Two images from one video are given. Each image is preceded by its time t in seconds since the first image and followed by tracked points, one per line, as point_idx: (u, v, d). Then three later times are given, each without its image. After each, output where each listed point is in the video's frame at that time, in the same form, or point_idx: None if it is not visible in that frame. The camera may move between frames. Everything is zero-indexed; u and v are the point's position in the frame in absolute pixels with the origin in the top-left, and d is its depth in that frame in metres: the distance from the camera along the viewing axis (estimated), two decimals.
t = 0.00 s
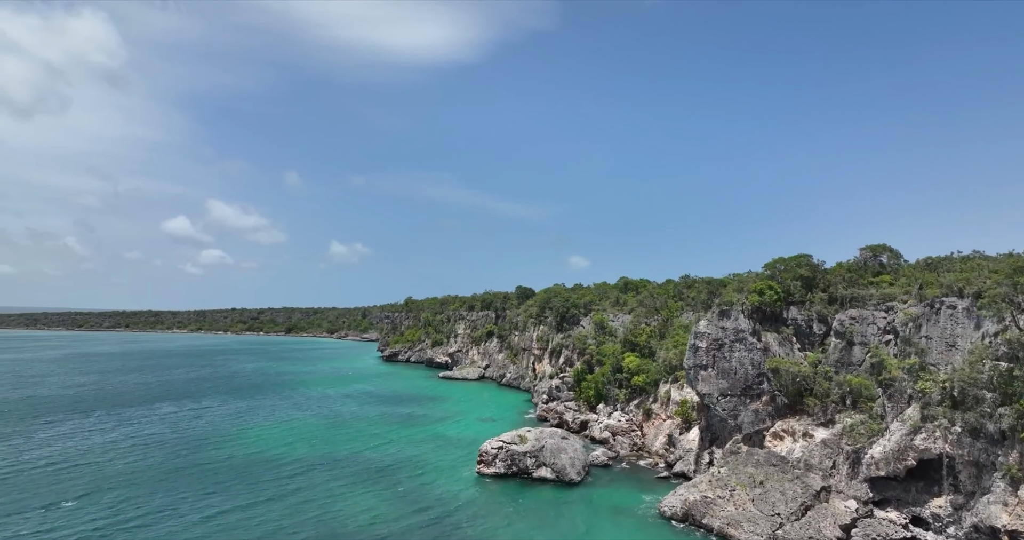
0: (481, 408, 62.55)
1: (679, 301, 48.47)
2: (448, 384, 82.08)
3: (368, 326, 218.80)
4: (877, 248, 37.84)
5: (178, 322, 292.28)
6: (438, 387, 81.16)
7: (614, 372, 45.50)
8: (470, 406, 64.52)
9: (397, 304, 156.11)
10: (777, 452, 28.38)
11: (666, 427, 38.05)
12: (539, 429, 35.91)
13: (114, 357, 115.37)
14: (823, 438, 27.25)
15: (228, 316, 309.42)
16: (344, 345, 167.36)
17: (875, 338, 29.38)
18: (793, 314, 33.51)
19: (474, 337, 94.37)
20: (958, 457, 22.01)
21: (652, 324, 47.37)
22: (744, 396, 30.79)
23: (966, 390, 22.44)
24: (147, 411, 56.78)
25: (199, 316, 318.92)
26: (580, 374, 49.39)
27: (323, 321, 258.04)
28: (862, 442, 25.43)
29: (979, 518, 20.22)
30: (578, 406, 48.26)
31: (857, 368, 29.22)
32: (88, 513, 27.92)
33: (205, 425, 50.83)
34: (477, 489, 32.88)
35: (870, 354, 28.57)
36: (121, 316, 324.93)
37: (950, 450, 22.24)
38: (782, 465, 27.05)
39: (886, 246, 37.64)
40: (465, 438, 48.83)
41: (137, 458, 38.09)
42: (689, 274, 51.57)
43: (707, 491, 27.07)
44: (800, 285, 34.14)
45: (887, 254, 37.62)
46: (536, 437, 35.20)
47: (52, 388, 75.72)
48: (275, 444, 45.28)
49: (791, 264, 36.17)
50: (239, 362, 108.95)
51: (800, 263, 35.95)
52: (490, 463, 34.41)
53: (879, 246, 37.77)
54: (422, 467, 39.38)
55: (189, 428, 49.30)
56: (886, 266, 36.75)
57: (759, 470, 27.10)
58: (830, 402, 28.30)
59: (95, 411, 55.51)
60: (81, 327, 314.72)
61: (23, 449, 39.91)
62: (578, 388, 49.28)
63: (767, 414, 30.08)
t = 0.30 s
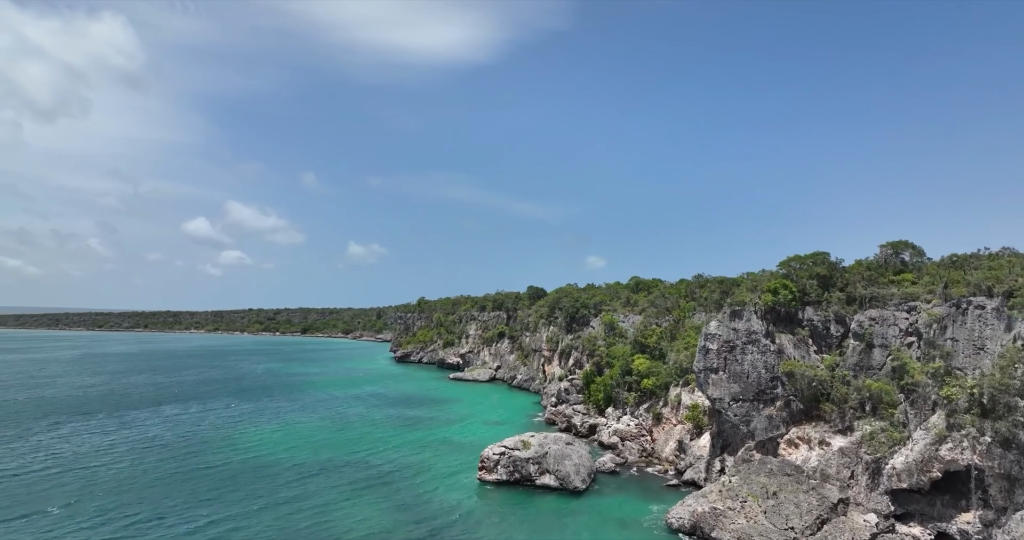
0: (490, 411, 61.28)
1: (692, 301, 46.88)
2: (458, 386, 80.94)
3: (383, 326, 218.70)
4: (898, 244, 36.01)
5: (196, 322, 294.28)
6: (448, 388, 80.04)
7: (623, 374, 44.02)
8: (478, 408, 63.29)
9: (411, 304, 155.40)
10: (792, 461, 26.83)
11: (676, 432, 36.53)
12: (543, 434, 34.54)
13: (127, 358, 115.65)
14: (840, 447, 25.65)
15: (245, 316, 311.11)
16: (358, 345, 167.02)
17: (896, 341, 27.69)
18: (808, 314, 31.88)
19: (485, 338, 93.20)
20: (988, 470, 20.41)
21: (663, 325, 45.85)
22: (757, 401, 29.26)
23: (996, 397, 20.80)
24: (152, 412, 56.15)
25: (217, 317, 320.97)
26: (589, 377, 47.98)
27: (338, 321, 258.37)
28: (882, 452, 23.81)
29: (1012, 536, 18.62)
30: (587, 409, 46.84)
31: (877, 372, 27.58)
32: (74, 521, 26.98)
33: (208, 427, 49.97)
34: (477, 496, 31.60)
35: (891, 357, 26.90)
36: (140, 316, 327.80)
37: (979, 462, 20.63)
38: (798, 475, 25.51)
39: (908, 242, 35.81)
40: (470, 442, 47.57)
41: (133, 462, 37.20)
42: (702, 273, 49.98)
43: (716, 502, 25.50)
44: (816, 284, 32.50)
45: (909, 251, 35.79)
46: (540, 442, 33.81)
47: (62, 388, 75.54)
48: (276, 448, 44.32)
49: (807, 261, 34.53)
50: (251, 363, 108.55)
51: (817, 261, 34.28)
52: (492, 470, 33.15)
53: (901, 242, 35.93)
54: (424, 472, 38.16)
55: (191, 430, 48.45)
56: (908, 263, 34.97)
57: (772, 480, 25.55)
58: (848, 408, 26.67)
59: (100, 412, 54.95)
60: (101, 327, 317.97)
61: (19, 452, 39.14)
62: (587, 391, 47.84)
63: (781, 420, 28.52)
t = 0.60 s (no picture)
0: (499, 413, 60.01)
1: (704, 301, 45.29)
2: (468, 388, 79.77)
3: (398, 327, 218.41)
4: (922, 240, 34.17)
5: (213, 322, 295.96)
6: (458, 391, 78.90)
7: (633, 377, 42.54)
8: (487, 411, 62.06)
9: (424, 304, 154.59)
10: (809, 471, 25.27)
11: (687, 438, 35.00)
12: (547, 440, 33.17)
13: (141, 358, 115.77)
14: (860, 456, 24.04)
15: (261, 317, 312.37)
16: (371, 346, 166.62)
17: (920, 343, 25.99)
18: (826, 315, 30.25)
19: (496, 339, 91.94)
20: None
21: (674, 326, 44.30)
22: (770, 407, 27.73)
23: None
24: (156, 412, 55.46)
25: (234, 318, 322.75)
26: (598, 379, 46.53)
27: (353, 321, 258.54)
28: (905, 463, 22.18)
29: None
30: (596, 413, 45.38)
31: (899, 377, 25.93)
32: (59, 532, 26.04)
33: (209, 428, 49.09)
34: (477, 504, 30.27)
35: (915, 361, 25.23)
36: (158, 317, 330.25)
37: (1014, 476, 19.02)
38: (815, 487, 23.96)
39: (932, 238, 33.96)
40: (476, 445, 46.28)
41: (128, 467, 36.31)
42: (715, 272, 48.35)
43: (726, 515, 23.86)
44: (834, 283, 30.84)
45: (933, 247, 33.94)
46: (543, 447, 32.43)
47: (72, 389, 75.30)
48: (277, 449, 43.34)
49: (824, 259, 32.87)
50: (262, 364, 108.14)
51: (835, 259, 32.61)
52: (494, 477, 31.89)
53: (925, 238, 34.10)
54: (425, 476, 36.90)
55: (193, 431, 47.59)
56: (932, 261, 33.15)
57: (787, 492, 23.98)
58: (867, 415, 25.05)
59: (104, 414, 54.35)
60: (120, 327, 320.69)
61: (15, 456, 38.38)
62: (596, 394, 46.41)
63: (796, 427, 26.96)
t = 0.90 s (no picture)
0: (509, 415, 58.73)
1: (719, 301, 43.64)
2: (481, 389, 78.57)
3: (413, 327, 218.01)
4: (949, 235, 32.32)
5: (231, 322, 297.81)
6: (469, 392, 77.77)
7: (644, 379, 41.03)
8: (498, 413, 60.81)
9: (439, 303, 153.56)
10: (828, 482, 23.67)
11: (700, 443, 33.46)
12: (552, 444, 31.77)
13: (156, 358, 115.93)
14: (883, 466, 22.41)
15: (280, 317, 313.68)
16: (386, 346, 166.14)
17: (948, 345, 24.28)
18: (846, 315, 28.57)
19: (509, 339, 90.61)
20: None
21: (687, 327, 42.72)
22: (787, 412, 26.10)
23: None
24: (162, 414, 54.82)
25: (252, 318, 324.63)
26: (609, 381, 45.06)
27: (369, 321, 258.67)
28: (932, 475, 20.53)
29: None
30: (607, 416, 43.90)
31: (926, 381, 24.24)
32: None
33: (213, 430, 48.27)
34: (479, 513, 29.00)
35: (943, 364, 23.53)
36: (178, 317, 332.98)
37: None
38: (834, 500, 22.35)
39: (961, 233, 32.09)
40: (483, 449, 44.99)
41: (126, 471, 35.51)
42: (731, 270, 46.64)
43: (739, 528, 22.23)
44: (855, 281, 29.13)
45: (961, 242, 32.07)
46: (548, 453, 31.07)
47: (83, 389, 75.15)
48: (279, 452, 42.40)
49: (844, 256, 31.19)
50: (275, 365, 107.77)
51: (856, 255, 30.91)
52: (496, 484, 30.61)
53: (952, 233, 32.25)
54: (428, 481, 35.68)
55: (196, 433, 46.78)
56: (960, 257, 31.31)
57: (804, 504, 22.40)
58: (891, 422, 23.39)
59: (110, 416, 53.84)
60: (141, 327, 323.72)
61: (13, 459, 37.76)
62: (608, 397, 44.95)
63: (814, 434, 25.37)
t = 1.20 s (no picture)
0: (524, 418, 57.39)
1: (738, 300, 41.94)
2: (497, 391, 77.31)
3: (433, 327, 217.52)
4: (984, 229, 30.38)
5: (254, 323, 299.95)
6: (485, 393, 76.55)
7: (660, 381, 39.50)
8: (512, 415, 59.52)
9: (458, 303, 152.66)
10: (855, 494, 22.05)
11: (719, 449, 31.89)
12: (562, 450, 30.40)
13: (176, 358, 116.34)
14: (914, 478, 20.75)
15: (302, 317, 315.43)
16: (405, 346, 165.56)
17: (986, 347, 22.55)
18: (874, 314, 26.84)
19: (527, 339, 89.28)
20: None
21: (706, 327, 41.10)
22: (809, 418, 24.48)
23: None
24: (173, 415, 54.29)
25: (275, 318, 326.77)
26: (625, 383, 43.55)
27: (390, 321, 258.80)
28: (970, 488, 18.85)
29: None
30: (623, 419, 42.40)
31: (961, 386, 22.50)
32: None
33: (222, 432, 47.51)
34: (484, 522, 27.71)
35: (981, 368, 21.79)
36: (202, 317, 336.34)
37: None
38: (862, 514, 20.75)
39: (997, 226, 30.13)
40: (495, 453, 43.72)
41: (128, 474, 34.73)
42: (752, 268, 44.90)
43: None
44: (883, 278, 27.39)
45: (998, 236, 30.11)
46: (557, 459, 29.69)
47: (100, 389, 75.19)
48: (286, 454, 41.50)
49: (871, 251, 29.43)
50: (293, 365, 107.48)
51: (884, 251, 29.14)
52: (504, 491, 29.28)
53: (988, 227, 30.30)
54: (435, 487, 34.46)
55: (204, 435, 46.05)
56: (996, 253, 29.37)
57: (828, 517, 20.82)
58: (923, 429, 21.70)
59: (121, 417, 53.44)
60: (167, 327, 327.43)
61: (17, 462, 37.20)
62: (623, 399, 43.48)
63: (839, 441, 23.75)
